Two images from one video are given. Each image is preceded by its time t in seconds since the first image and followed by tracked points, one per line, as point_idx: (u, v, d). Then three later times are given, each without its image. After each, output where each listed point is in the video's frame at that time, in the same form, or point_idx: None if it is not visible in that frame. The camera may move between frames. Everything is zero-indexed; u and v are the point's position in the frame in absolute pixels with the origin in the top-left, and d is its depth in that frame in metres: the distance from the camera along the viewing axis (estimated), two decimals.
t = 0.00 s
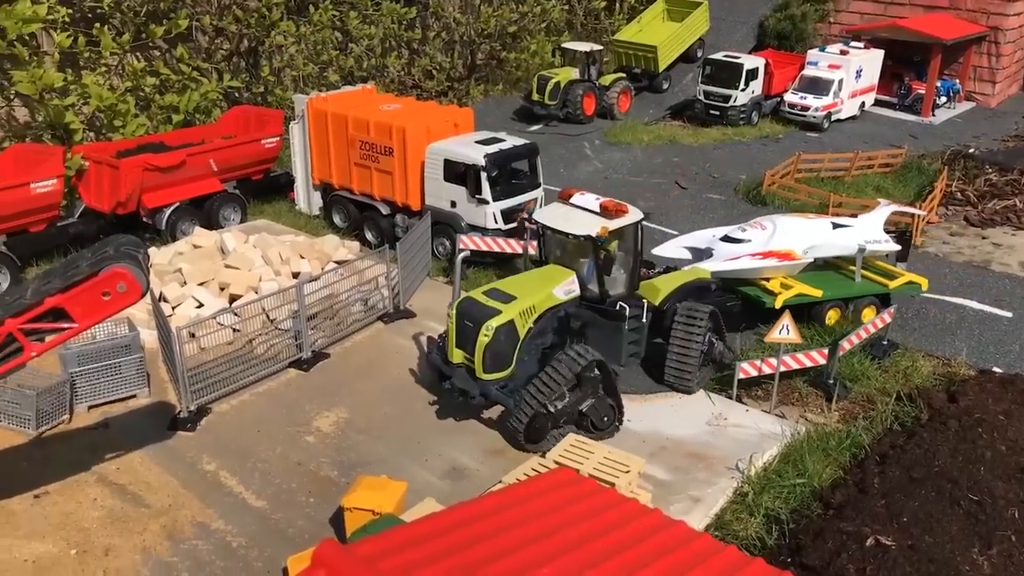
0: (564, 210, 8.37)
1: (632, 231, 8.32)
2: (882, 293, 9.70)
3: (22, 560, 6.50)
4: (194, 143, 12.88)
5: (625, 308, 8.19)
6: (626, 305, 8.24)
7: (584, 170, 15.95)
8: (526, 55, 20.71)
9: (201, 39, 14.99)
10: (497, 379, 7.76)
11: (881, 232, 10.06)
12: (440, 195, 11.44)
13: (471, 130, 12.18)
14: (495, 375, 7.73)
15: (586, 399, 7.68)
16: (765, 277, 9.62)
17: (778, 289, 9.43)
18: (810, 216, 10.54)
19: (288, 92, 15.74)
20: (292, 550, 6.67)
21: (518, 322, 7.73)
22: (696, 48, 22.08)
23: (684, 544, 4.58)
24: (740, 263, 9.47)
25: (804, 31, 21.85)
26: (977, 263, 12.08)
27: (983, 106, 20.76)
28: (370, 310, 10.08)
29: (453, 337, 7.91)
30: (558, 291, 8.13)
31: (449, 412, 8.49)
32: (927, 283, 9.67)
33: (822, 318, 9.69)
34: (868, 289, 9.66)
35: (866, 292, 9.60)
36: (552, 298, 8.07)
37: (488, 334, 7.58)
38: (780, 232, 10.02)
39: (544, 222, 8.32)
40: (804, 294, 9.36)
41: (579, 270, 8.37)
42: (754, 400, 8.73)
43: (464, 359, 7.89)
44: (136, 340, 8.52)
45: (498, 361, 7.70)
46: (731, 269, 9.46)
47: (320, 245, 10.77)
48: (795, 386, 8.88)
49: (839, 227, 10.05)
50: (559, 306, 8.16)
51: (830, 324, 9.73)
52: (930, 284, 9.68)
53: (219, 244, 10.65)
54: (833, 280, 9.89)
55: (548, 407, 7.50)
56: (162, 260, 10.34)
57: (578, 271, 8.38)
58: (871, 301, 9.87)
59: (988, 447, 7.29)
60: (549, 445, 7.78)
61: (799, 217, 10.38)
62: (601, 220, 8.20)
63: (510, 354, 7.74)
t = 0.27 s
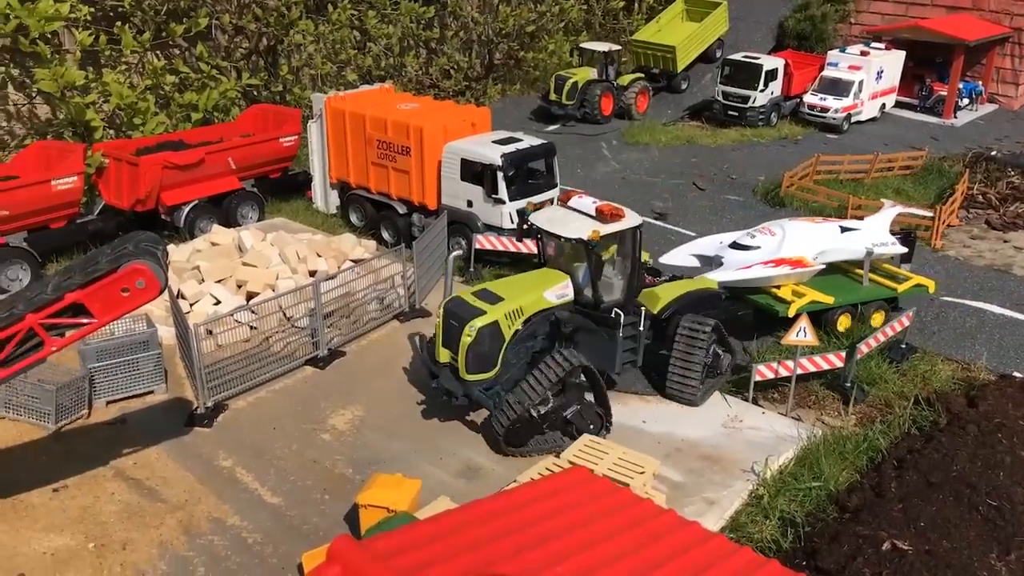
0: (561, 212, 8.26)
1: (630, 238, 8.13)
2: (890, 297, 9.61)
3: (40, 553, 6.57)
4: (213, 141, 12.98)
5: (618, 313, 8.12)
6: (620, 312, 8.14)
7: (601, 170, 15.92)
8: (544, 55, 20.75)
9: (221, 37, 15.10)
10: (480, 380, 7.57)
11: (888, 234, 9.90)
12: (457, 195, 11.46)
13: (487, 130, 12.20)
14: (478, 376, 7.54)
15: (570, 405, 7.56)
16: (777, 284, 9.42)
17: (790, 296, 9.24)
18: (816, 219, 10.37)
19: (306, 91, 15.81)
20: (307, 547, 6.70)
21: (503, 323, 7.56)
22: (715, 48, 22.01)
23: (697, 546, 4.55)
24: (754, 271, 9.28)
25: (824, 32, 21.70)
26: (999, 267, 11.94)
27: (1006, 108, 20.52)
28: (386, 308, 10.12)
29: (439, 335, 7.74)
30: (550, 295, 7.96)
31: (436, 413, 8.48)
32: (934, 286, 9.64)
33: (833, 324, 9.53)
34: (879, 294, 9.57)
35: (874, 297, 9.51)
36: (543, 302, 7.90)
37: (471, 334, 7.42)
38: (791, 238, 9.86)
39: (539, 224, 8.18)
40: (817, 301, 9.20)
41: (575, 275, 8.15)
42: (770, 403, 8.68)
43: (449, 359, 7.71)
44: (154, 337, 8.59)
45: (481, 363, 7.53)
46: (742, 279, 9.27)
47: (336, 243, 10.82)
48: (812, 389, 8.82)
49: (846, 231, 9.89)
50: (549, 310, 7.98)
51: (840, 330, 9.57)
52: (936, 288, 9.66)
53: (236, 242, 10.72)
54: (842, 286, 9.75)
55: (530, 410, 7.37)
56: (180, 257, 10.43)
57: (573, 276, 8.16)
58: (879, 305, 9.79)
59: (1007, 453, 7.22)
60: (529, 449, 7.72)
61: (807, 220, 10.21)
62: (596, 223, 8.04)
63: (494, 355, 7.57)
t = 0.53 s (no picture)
0: (556, 214, 8.18)
1: (626, 240, 8.02)
2: (897, 303, 9.40)
3: (59, 545, 6.65)
4: (231, 139, 13.08)
5: (612, 320, 8.02)
6: (614, 318, 8.04)
7: (618, 170, 15.89)
8: (562, 55, 20.82)
9: (240, 36, 15.20)
10: (466, 382, 7.55)
11: (897, 239, 9.84)
12: (473, 193, 11.50)
13: (505, 128, 12.20)
14: (464, 378, 7.52)
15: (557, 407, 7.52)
16: (784, 291, 9.25)
17: (799, 303, 9.05)
18: (822, 224, 10.27)
19: (324, 90, 15.86)
20: (321, 542, 6.74)
21: (491, 325, 7.54)
22: (733, 49, 21.93)
23: (711, 545, 4.53)
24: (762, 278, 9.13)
25: (844, 32, 21.55)
26: (1020, 270, 11.82)
27: None
28: (402, 306, 10.16)
29: (427, 336, 7.75)
30: (542, 298, 7.91)
31: (423, 412, 8.47)
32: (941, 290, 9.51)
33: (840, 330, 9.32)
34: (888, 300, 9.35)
35: (881, 304, 9.31)
36: (535, 304, 7.86)
37: (457, 335, 7.41)
38: (799, 244, 9.73)
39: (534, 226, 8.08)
40: (826, 308, 8.97)
41: (569, 279, 8.08)
42: (787, 405, 8.63)
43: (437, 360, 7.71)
44: (171, 333, 8.67)
45: (468, 365, 7.51)
46: (751, 285, 9.09)
47: (353, 242, 10.87)
48: (828, 391, 8.76)
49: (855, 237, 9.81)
50: (541, 312, 7.93)
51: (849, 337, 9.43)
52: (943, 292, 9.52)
53: (254, 240, 10.79)
54: (850, 291, 9.57)
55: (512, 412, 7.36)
56: (199, 254, 10.51)
57: (566, 280, 8.09)
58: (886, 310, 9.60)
59: None
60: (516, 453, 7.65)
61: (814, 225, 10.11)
62: (590, 226, 7.94)
63: (482, 357, 7.53)
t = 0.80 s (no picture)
0: (545, 212, 8.15)
1: (616, 237, 7.96)
2: (905, 307, 9.33)
3: (81, 532, 6.74)
4: (254, 132, 13.16)
5: (599, 319, 8.01)
6: (601, 317, 8.03)
7: (639, 166, 15.83)
8: (584, 50, 20.83)
9: (263, 30, 15.28)
10: (444, 375, 7.64)
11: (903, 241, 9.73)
12: (493, 188, 11.48)
13: (525, 123, 12.18)
14: (442, 371, 7.61)
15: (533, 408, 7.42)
16: (791, 295, 9.21)
17: (806, 307, 9.05)
18: (828, 225, 10.16)
19: (346, 85, 15.90)
20: (339, 534, 6.79)
21: (470, 320, 7.59)
22: (756, 45, 21.77)
23: (728, 542, 4.51)
24: (770, 282, 9.07)
25: (869, 28, 21.32)
26: None
27: None
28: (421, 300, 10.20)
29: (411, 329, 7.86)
30: (528, 295, 7.92)
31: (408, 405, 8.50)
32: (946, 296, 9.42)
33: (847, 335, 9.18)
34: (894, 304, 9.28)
35: (888, 307, 9.24)
36: (519, 301, 7.86)
37: (434, 328, 7.52)
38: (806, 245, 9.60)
39: (524, 224, 8.05)
40: (835, 312, 8.96)
41: (557, 277, 8.03)
42: (806, 404, 8.56)
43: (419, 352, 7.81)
44: (193, 325, 8.76)
45: (446, 359, 7.58)
46: (756, 289, 9.04)
47: (373, 235, 10.91)
48: (849, 391, 8.69)
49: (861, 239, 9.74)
50: (525, 310, 7.91)
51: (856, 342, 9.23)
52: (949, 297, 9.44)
53: (275, 233, 10.86)
54: (855, 295, 9.53)
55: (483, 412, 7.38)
56: (221, 246, 10.60)
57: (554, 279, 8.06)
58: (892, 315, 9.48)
59: None
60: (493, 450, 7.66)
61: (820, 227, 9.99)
62: (576, 224, 7.90)
63: (461, 351, 7.58)
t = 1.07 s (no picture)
0: (544, 215, 7.73)
1: (617, 241, 7.58)
2: (916, 313, 9.17)
3: (107, 523, 6.85)
4: (280, 130, 13.29)
5: (599, 325, 7.69)
6: (602, 323, 7.71)
7: (664, 167, 15.76)
8: (609, 50, 20.84)
9: (290, 28, 15.40)
10: (443, 383, 7.38)
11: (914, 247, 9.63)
12: (517, 188, 11.49)
13: (549, 123, 12.20)
14: (442, 378, 7.35)
15: (557, 413, 7.41)
16: (798, 300, 9.15)
17: (813, 312, 8.93)
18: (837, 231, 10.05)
19: (371, 83, 15.96)
20: (360, 530, 6.84)
21: (469, 326, 7.34)
22: (784, 46, 21.60)
23: (749, 543, 4.50)
24: (775, 286, 9.00)
25: (899, 30, 21.09)
26: None
27: None
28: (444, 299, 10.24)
29: (408, 335, 7.61)
30: (528, 301, 7.62)
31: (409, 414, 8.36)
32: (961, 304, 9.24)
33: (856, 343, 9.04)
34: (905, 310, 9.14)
35: (900, 314, 9.09)
36: (519, 306, 7.58)
37: (432, 335, 7.26)
38: (813, 250, 9.52)
39: (521, 225, 7.66)
40: (841, 318, 8.84)
41: (558, 283, 7.68)
42: (830, 408, 8.47)
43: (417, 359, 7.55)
44: (218, 320, 8.87)
45: (443, 366, 7.33)
46: (760, 293, 8.97)
47: (397, 234, 10.97)
48: (873, 395, 8.59)
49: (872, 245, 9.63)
50: (525, 315, 7.62)
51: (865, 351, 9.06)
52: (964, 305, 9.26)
53: (300, 230, 10.94)
54: (866, 301, 9.43)
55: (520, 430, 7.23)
56: (247, 243, 10.72)
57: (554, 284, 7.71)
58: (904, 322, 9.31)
59: None
60: (526, 466, 7.50)
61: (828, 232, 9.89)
62: (578, 229, 7.50)
63: (459, 359, 7.34)
